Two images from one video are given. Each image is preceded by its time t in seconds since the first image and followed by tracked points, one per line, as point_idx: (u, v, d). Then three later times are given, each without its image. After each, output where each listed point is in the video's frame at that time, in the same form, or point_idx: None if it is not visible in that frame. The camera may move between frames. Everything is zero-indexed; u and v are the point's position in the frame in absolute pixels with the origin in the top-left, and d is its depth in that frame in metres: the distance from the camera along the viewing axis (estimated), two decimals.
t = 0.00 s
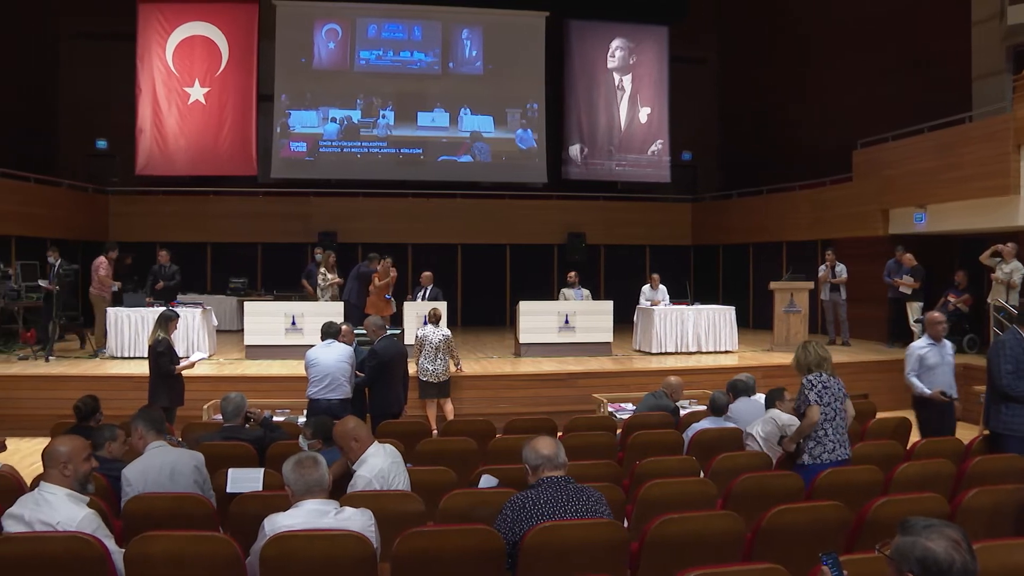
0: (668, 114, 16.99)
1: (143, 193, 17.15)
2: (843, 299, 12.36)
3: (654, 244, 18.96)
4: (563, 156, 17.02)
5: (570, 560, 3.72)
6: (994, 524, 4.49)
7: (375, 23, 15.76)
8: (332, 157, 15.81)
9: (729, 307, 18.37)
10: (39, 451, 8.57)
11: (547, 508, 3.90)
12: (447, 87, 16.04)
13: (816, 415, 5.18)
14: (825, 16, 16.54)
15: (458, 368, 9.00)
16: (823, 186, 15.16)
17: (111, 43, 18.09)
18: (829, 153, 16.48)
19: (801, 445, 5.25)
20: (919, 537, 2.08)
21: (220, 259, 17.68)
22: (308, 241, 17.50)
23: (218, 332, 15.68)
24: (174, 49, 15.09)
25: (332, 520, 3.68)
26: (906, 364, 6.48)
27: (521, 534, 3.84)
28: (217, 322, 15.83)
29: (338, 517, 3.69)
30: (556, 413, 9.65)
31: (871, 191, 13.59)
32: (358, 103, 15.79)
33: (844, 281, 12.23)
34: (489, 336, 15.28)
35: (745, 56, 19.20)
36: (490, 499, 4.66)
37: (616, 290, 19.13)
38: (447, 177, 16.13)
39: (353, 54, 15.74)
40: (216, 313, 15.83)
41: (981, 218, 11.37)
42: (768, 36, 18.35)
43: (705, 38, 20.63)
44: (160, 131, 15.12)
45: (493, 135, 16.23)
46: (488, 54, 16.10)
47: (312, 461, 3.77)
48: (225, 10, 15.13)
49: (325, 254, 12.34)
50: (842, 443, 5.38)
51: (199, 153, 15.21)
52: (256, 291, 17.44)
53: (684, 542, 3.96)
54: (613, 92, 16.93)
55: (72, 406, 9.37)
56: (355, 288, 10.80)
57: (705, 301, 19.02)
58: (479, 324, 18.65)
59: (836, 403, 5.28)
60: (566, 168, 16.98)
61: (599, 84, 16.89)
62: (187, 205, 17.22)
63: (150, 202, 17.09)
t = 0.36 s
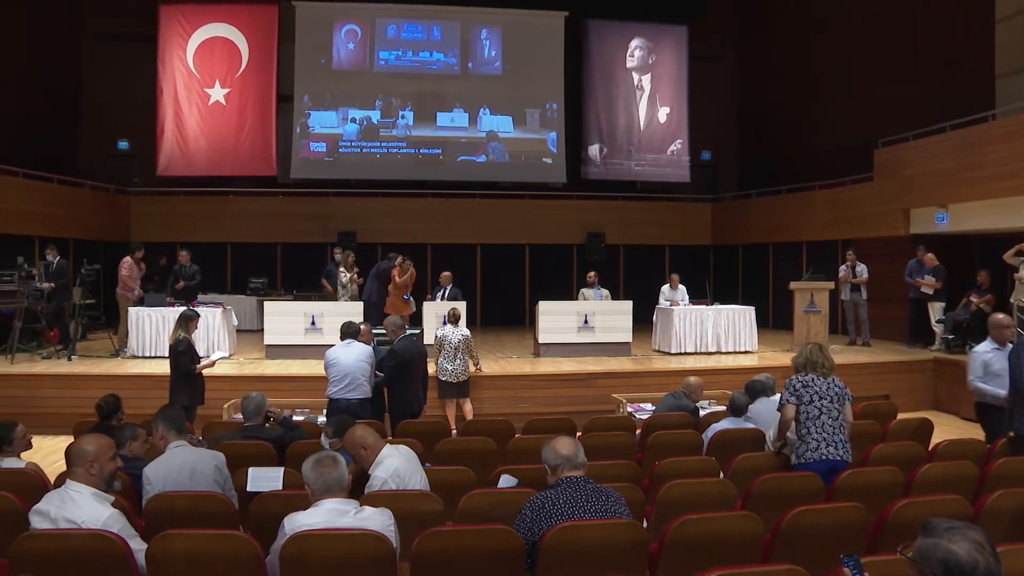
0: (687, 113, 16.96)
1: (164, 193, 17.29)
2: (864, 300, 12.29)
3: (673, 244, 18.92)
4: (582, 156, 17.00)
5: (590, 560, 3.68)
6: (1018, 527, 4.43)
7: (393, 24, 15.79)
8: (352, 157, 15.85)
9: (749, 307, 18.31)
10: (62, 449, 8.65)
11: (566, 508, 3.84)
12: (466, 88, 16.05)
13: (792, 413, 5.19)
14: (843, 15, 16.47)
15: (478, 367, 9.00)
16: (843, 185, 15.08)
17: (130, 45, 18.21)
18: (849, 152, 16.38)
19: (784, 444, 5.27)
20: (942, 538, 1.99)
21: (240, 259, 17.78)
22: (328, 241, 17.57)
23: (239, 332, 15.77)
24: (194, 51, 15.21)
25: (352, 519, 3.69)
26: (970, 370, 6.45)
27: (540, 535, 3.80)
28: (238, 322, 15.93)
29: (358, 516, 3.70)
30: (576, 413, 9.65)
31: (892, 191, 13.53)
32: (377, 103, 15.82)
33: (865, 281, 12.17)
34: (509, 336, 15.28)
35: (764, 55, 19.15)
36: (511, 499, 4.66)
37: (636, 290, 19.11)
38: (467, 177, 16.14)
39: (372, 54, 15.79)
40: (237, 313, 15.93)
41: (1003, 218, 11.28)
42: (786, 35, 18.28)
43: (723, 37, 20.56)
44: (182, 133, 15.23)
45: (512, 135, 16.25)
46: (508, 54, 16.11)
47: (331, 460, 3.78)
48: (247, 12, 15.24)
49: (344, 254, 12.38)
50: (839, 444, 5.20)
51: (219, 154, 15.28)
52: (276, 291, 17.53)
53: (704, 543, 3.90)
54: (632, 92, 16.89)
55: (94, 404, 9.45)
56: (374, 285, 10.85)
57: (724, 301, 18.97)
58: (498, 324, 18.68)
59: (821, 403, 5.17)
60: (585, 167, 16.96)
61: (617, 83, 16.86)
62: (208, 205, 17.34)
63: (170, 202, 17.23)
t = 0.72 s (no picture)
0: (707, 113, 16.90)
1: (186, 193, 17.41)
2: (885, 300, 12.21)
3: (693, 244, 18.89)
4: (602, 156, 16.98)
5: (611, 560, 3.65)
6: None
7: (413, 24, 15.81)
8: (372, 157, 15.91)
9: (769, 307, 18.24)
10: (85, 447, 8.73)
11: (585, 508, 3.83)
12: (486, 88, 16.07)
13: (800, 410, 5.32)
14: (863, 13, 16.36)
15: (497, 367, 9.01)
16: (864, 185, 14.98)
17: (152, 46, 18.34)
18: (871, 152, 16.28)
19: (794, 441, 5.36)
20: (966, 541, 1.96)
21: (260, 259, 17.86)
22: (348, 241, 17.64)
23: (259, 331, 15.87)
24: (215, 51, 15.30)
25: (372, 519, 3.70)
26: None
27: (560, 534, 3.80)
28: (258, 322, 16.02)
29: (378, 515, 3.71)
30: (595, 413, 9.65)
31: (915, 190, 13.44)
32: (397, 104, 15.86)
33: (886, 281, 12.09)
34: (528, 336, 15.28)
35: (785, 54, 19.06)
36: (531, 499, 4.65)
37: (656, 290, 19.10)
38: (487, 177, 16.14)
39: (392, 55, 15.82)
40: (258, 313, 16.01)
41: None
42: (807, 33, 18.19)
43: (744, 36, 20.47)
44: (202, 133, 15.32)
45: (531, 135, 16.24)
46: (527, 54, 16.11)
47: (350, 459, 3.78)
48: (268, 14, 15.32)
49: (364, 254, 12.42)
50: (846, 444, 5.17)
51: (240, 154, 15.35)
52: (296, 291, 17.62)
53: (724, 544, 3.86)
54: (651, 91, 16.85)
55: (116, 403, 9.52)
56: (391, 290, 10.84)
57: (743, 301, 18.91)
58: (516, 324, 18.70)
59: (827, 401, 5.23)
60: (604, 167, 16.94)
61: (637, 83, 16.83)
62: (229, 205, 17.45)
63: (191, 203, 17.37)
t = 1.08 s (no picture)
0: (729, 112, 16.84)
1: (210, 194, 17.55)
2: (909, 300, 12.13)
3: (715, 244, 18.84)
4: (623, 155, 16.96)
5: (633, 561, 3.61)
6: None
7: (434, 24, 15.87)
8: (394, 158, 15.94)
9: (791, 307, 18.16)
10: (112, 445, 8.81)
11: (607, 509, 3.82)
12: (508, 88, 16.07)
13: (822, 408, 5.30)
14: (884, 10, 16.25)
15: (519, 367, 9.02)
16: (887, 185, 14.88)
17: (175, 47, 18.48)
18: (894, 151, 16.17)
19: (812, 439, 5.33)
20: (990, 544, 1.92)
21: (284, 259, 17.98)
22: (370, 241, 17.73)
23: (282, 331, 15.97)
24: (239, 53, 15.41)
25: (394, 518, 3.70)
26: None
27: (582, 535, 3.77)
28: (281, 322, 16.13)
29: (400, 515, 3.72)
30: (618, 413, 9.64)
31: (939, 189, 13.34)
32: (419, 104, 15.89)
33: (911, 281, 12.02)
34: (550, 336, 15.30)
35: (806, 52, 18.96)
36: (553, 499, 4.64)
37: (678, 289, 19.09)
38: (510, 177, 16.14)
39: (413, 55, 15.86)
40: (281, 312, 16.12)
41: None
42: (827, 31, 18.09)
43: (764, 34, 20.39)
44: (225, 133, 15.40)
45: (553, 135, 16.21)
46: (549, 53, 16.09)
47: (371, 458, 3.78)
48: (292, 15, 15.40)
49: (386, 253, 12.46)
50: (863, 446, 5.11)
51: (263, 155, 15.44)
52: (319, 291, 17.72)
53: (748, 545, 3.81)
54: (673, 91, 16.80)
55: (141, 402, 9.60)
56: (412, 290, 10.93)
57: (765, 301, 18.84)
58: (537, 324, 18.73)
59: (849, 402, 5.19)
60: (626, 167, 16.92)
61: (658, 83, 16.78)
62: (252, 206, 17.57)
63: (216, 203, 17.52)
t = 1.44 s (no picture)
0: (753, 111, 16.76)
1: (234, 194, 17.67)
2: (935, 300, 12.03)
3: (739, 244, 18.76)
4: (647, 155, 16.93)
5: (657, 562, 3.59)
6: None
7: (457, 25, 15.92)
8: (417, 158, 15.98)
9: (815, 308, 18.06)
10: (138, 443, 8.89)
11: (631, 509, 3.78)
12: (531, 88, 16.08)
13: (840, 409, 5.27)
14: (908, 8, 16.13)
15: (542, 367, 9.02)
16: (913, 184, 14.76)
17: (198, 49, 18.61)
18: (919, 150, 16.04)
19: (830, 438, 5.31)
20: None
21: (308, 259, 18.06)
22: (393, 242, 17.80)
23: (306, 331, 16.06)
24: (263, 54, 15.53)
25: (416, 518, 3.68)
26: None
27: (605, 535, 3.75)
28: (304, 322, 16.22)
29: (423, 515, 3.69)
30: (641, 413, 9.63)
31: (965, 188, 13.23)
32: (442, 104, 15.93)
33: (937, 281, 11.95)
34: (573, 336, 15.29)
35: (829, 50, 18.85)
36: (574, 500, 4.62)
37: (702, 289, 19.05)
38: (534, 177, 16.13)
39: (436, 55, 15.89)
40: (304, 312, 16.20)
41: None
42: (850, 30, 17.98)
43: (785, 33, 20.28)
44: (249, 134, 15.49)
45: (576, 135, 16.16)
46: (571, 53, 16.07)
47: (391, 458, 3.74)
48: (316, 17, 15.49)
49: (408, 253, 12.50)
50: (876, 449, 5.05)
51: (287, 155, 15.52)
52: (343, 291, 17.79)
53: (773, 547, 3.77)
54: (697, 90, 16.74)
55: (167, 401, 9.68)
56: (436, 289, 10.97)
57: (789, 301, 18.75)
58: (559, 324, 18.73)
59: (866, 403, 5.13)
60: (649, 167, 16.89)
61: (682, 82, 16.72)
62: (276, 206, 17.66)
63: (239, 203, 17.64)
